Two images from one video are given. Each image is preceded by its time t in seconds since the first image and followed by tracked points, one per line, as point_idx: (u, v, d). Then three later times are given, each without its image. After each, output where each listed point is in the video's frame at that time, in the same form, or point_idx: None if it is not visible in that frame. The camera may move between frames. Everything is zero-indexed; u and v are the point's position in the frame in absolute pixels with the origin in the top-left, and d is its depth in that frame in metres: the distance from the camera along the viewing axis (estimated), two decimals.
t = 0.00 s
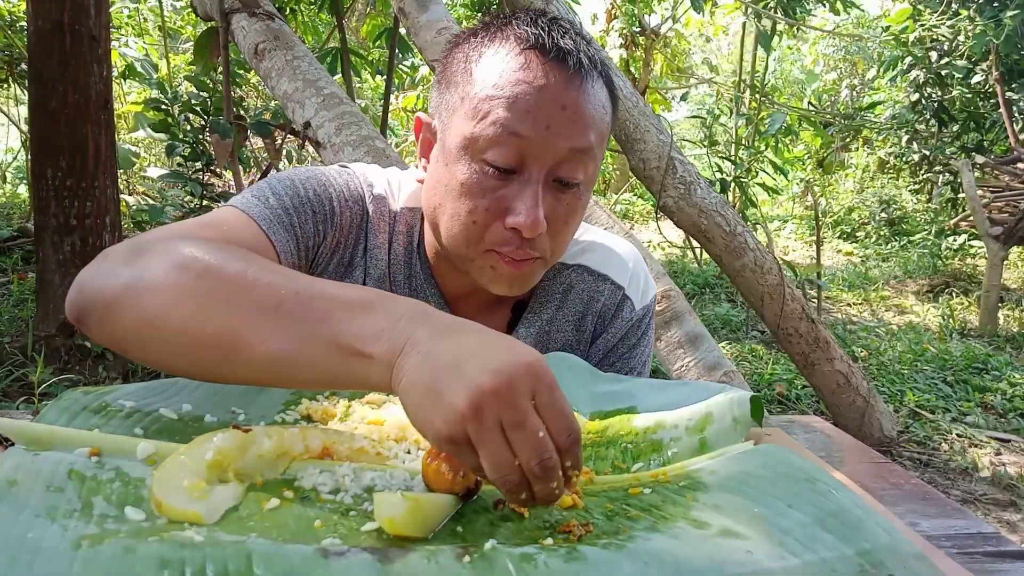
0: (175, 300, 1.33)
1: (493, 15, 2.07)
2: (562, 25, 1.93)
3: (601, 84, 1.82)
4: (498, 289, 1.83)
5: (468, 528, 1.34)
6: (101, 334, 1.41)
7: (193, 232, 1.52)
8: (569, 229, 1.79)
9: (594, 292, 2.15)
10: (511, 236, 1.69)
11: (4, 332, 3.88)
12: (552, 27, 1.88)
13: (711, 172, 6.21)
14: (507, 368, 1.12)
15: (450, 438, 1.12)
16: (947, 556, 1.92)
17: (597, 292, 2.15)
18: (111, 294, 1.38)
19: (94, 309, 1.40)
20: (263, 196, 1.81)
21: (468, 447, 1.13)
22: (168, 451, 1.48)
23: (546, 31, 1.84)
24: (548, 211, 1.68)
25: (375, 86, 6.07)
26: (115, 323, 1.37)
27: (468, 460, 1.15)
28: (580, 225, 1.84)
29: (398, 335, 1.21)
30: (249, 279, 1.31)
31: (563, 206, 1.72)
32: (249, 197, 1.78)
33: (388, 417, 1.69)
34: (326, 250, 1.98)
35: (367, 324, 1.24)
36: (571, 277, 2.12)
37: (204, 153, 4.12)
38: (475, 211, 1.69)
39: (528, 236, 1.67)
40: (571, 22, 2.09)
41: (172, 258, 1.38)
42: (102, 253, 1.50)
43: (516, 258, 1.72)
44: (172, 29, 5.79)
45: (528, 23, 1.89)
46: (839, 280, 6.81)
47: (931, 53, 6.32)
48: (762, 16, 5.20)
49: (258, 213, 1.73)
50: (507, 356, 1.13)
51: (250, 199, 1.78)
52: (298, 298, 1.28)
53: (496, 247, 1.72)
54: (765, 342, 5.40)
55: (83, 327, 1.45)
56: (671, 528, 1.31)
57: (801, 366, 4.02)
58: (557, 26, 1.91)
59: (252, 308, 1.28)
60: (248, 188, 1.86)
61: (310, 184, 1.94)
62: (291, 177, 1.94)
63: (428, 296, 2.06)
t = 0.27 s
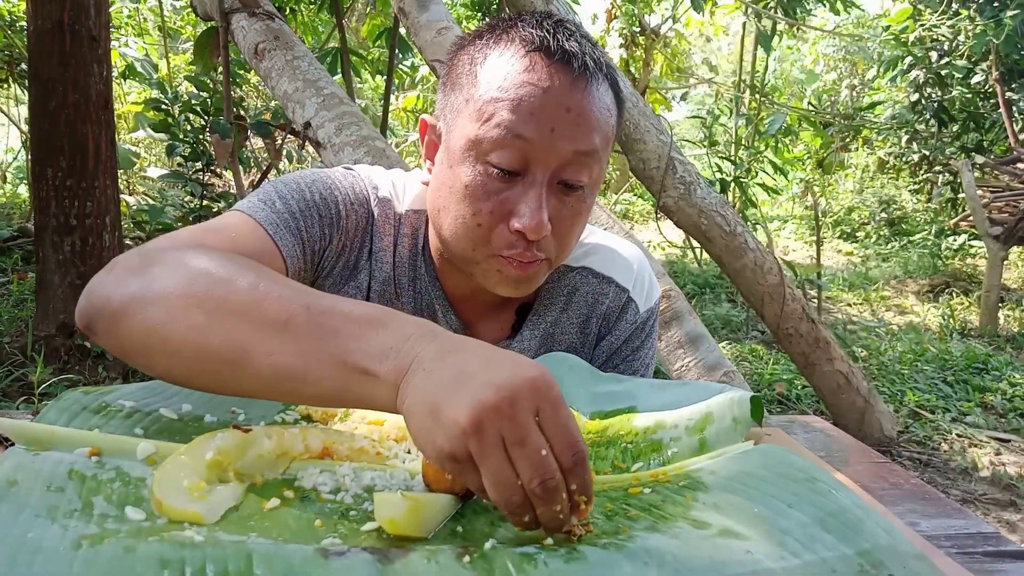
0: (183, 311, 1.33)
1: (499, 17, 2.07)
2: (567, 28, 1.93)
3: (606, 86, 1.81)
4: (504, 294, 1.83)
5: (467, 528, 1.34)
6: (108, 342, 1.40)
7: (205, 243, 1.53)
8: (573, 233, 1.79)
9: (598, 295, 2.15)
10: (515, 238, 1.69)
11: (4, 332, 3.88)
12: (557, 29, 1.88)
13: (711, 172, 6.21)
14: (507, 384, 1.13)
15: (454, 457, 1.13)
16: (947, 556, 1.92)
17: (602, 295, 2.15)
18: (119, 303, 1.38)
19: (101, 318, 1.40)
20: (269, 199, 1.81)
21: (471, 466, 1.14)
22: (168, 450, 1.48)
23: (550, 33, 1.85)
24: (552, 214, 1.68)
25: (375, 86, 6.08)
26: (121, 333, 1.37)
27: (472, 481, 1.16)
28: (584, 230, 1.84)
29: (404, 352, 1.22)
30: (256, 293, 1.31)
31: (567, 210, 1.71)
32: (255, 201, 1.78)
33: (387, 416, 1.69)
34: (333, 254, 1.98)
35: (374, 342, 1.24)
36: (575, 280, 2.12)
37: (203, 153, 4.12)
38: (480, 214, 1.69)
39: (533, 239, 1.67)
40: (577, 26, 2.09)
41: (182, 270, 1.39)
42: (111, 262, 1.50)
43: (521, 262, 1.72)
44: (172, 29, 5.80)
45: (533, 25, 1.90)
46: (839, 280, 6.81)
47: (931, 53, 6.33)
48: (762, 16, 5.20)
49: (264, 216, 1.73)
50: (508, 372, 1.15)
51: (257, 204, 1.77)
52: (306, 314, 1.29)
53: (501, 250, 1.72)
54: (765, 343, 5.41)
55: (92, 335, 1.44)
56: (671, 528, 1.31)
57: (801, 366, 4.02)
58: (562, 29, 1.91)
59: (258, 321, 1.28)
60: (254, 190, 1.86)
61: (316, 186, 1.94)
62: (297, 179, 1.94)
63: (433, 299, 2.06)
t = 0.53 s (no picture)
0: (184, 307, 1.31)
1: (504, 17, 2.05)
2: (573, 28, 1.91)
3: (612, 87, 1.80)
4: (507, 299, 1.83)
5: (467, 531, 1.32)
6: (106, 337, 1.39)
7: (203, 238, 1.51)
8: (577, 236, 1.78)
9: (602, 297, 2.14)
10: (519, 242, 1.68)
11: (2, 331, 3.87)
12: (562, 30, 1.86)
13: (712, 171, 6.19)
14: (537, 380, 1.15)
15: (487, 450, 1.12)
16: (951, 558, 1.90)
17: (605, 298, 2.14)
18: (117, 296, 1.36)
19: (100, 311, 1.39)
20: (272, 195, 1.79)
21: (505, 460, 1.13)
22: (166, 452, 1.47)
23: (556, 34, 1.83)
24: (555, 217, 1.66)
25: (375, 85, 6.06)
26: (120, 326, 1.36)
27: (497, 481, 1.14)
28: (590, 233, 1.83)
29: (414, 352, 1.22)
30: (261, 292, 1.31)
31: (572, 212, 1.70)
32: (257, 199, 1.76)
33: (387, 417, 1.68)
34: (334, 254, 1.96)
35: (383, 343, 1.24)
36: (579, 282, 2.11)
37: (202, 151, 4.11)
38: (483, 216, 1.68)
39: (536, 242, 1.66)
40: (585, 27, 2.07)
41: (183, 264, 1.37)
42: (110, 255, 1.49)
43: (525, 266, 1.71)
44: (170, 28, 5.78)
45: (539, 26, 1.88)
46: (841, 281, 6.79)
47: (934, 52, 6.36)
48: (763, 15, 5.17)
49: (267, 213, 1.72)
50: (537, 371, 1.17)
51: (259, 203, 1.75)
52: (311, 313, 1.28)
53: (505, 253, 1.70)
54: (767, 343, 5.39)
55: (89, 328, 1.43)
56: (672, 531, 1.29)
57: (803, 367, 4.00)
58: (568, 30, 1.89)
59: (262, 319, 1.28)
60: (256, 186, 1.84)
61: (320, 184, 1.93)
62: (301, 176, 1.92)
63: (434, 300, 2.04)
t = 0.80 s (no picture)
0: (177, 283, 1.34)
1: (506, 18, 2.05)
2: (574, 29, 1.91)
3: (613, 87, 1.80)
4: (504, 301, 1.83)
5: (467, 532, 1.32)
6: (99, 316, 1.40)
7: (194, 221, 1.53)
8: (577, 237, 1.78)
9: (603, 299, 2.14)
10: (520, 242, 1.67)
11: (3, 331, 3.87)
12: (563, 29, 1.87)
13: (712, 171, 6.19)
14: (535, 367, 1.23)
15: (481, 427, 1.18)
16: (951, 558, 1.90)
17: (607, 299, 2.14)
18: (109, 274, 1.38)
19: (91, 293, 1.40)
20: (270, 193, 1.79)
21: (500, 438, 1.18)
22: (165, 452, 1.46)
23: (557, 33, 1.83)
24: (556, 215, 1.66)
25: (375, 85, 6.06)
26: (112, 305, 1.37)
27: (495, 457, 1.19)
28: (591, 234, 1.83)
29: (408, 324, 1.27)
30: (256, 272, 1.34)
31: (573, 212, 1.70)
32: (254, 192, 1.77)
33: (387, 418, 1.68)
34: (330, 249, 1.97)
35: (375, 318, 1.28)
36: (580, 284, 2.11)
37: (203, 152, 4.11)
38: (484, 216, 1.68)
39: (537, 241, 1.65)
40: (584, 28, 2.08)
41: (177, 243, 1.39)
42: (99, 236, 1.49)
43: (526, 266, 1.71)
44: (170, 28, 5.78)
45: (540, 25, 1.88)
46: (841, 281, 6.79)
47: (934, 52, 6.34)
48: (763, 14, 5.17)
49: (264, 210, 1.72)
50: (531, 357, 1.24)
51: (255, 195, 1.76)
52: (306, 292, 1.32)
53: (505, 253, 1.70)
54: (767, 343, 5.39)
55: (79, 309, 1.44)
56: (672, 533, 1.30)
57: (803, 366, 4.00)
58: (569, 29, 1.89)
59: (260, 296, 1.31)
60: (255, 183, 1.84)
61: (319, 183, 1.93)
62: (301, 174, 1.93)
63: (433, 301, 2.04)
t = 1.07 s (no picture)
0: (204, 293, 1.35)
1: (500, 20, 2.06)
2: (568, 29, 1.92)
3: (608, 86, 1.81)
4: (505, 300, 1.84)
5: (467, 530, 1.33)
6: (119, 331, 1.40)
7: (204, 228, 1.54)
8: (576, 236, 1.78)
9: (601, 298, 2.14)
10: (520, 242, 1.68)
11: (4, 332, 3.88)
12: (558, 30, 1.88)
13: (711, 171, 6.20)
14: (554, 354, 1.29)
15: (508, 410, 1.25)
16: (948, 556, 1.91)
17: (604, 298, 2.14)
18: (130, 292, 1.38)
19: (110, 305, 1.40)
20: (271, 196, 1.80)
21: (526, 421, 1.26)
22: (167, 451, 1.47)
23: (552, 34, 1.84)
24: (556, 215, 1.67)
25: (375, 85, 6.08)
26: (135, 317, 1.38)
27: (520, 438, 1.27)
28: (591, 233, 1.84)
29: (438, 320, 1.33)
30: (280, 277, 1.37)
31: (573, 212, 1.70)
32: (257, 198, 1.77)
33: (388, 418, 1.68)
34: (333, 252, 1.98)
35: (404, 317, 1.34)
36: (578, 283, 2.11)
37: (203, 152, 4.12)
38: (485, 218, 1.68)
39: (537, 242, 1.66)
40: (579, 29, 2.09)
41: (196, 251, 1.41)
42: (110, 249, 1.49)
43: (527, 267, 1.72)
44: (171, 28, 5.79)
45: (535, 26, 1.89)
46: (840, 281, 6.80)
47: (932, 53, 6.34)
48: (762, 16, 5.18)
49: (265, 212, 1.73)
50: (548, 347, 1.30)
51: (259, 201, 1.77)
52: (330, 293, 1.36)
53: (506, 254, 1.71)
54: (766, 343, 5.41)
55: (96, 325, 1.43)
56: (671, 532, 1.30)
57: (802, 366, 4.01)
58: (564, 30, 1.90)
59: (289, 302, 1.35)
60: (257, 187, 1.85)
61: (319, 185, 1.94)
62: (301, 177, 1.94)
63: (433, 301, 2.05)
